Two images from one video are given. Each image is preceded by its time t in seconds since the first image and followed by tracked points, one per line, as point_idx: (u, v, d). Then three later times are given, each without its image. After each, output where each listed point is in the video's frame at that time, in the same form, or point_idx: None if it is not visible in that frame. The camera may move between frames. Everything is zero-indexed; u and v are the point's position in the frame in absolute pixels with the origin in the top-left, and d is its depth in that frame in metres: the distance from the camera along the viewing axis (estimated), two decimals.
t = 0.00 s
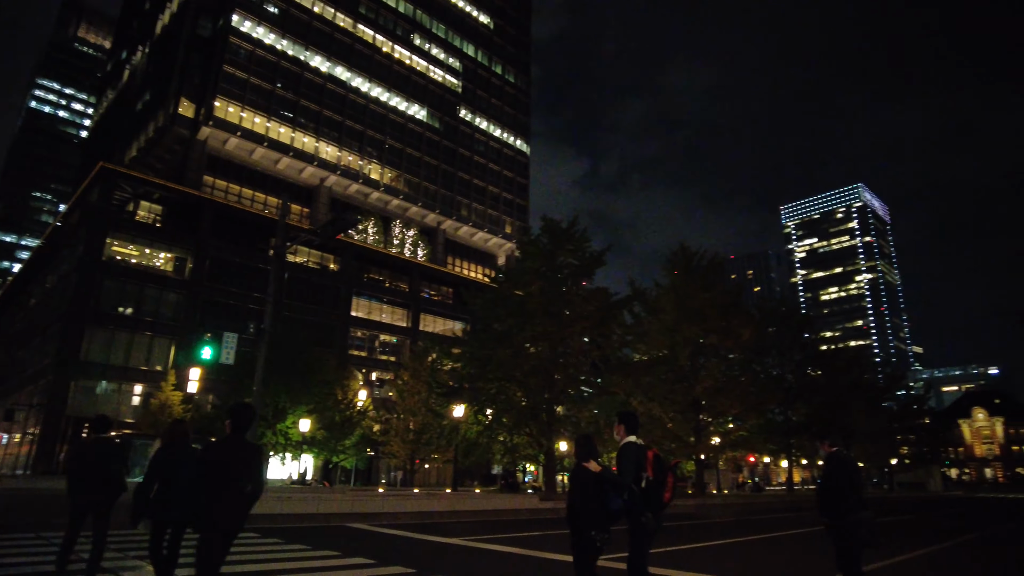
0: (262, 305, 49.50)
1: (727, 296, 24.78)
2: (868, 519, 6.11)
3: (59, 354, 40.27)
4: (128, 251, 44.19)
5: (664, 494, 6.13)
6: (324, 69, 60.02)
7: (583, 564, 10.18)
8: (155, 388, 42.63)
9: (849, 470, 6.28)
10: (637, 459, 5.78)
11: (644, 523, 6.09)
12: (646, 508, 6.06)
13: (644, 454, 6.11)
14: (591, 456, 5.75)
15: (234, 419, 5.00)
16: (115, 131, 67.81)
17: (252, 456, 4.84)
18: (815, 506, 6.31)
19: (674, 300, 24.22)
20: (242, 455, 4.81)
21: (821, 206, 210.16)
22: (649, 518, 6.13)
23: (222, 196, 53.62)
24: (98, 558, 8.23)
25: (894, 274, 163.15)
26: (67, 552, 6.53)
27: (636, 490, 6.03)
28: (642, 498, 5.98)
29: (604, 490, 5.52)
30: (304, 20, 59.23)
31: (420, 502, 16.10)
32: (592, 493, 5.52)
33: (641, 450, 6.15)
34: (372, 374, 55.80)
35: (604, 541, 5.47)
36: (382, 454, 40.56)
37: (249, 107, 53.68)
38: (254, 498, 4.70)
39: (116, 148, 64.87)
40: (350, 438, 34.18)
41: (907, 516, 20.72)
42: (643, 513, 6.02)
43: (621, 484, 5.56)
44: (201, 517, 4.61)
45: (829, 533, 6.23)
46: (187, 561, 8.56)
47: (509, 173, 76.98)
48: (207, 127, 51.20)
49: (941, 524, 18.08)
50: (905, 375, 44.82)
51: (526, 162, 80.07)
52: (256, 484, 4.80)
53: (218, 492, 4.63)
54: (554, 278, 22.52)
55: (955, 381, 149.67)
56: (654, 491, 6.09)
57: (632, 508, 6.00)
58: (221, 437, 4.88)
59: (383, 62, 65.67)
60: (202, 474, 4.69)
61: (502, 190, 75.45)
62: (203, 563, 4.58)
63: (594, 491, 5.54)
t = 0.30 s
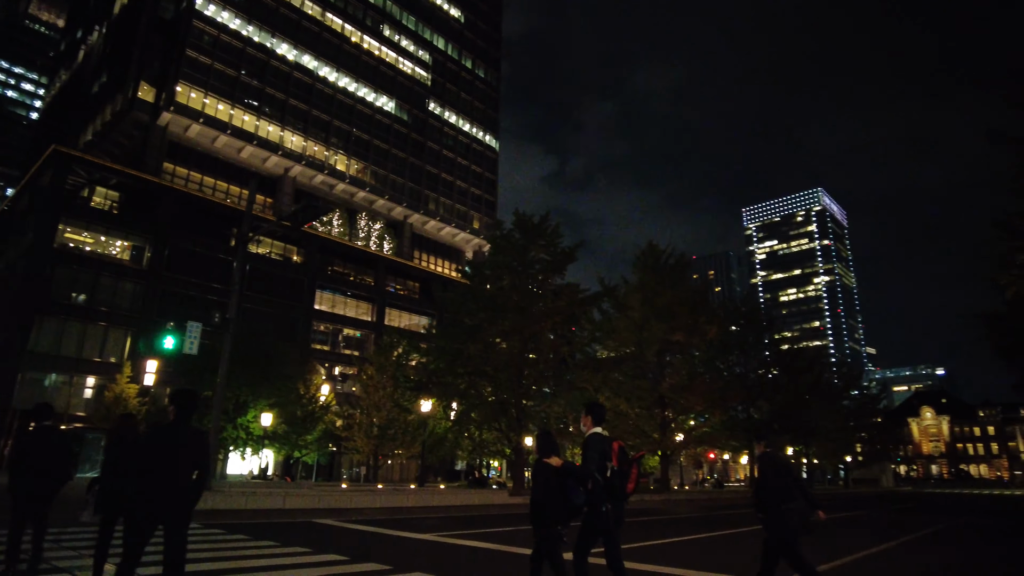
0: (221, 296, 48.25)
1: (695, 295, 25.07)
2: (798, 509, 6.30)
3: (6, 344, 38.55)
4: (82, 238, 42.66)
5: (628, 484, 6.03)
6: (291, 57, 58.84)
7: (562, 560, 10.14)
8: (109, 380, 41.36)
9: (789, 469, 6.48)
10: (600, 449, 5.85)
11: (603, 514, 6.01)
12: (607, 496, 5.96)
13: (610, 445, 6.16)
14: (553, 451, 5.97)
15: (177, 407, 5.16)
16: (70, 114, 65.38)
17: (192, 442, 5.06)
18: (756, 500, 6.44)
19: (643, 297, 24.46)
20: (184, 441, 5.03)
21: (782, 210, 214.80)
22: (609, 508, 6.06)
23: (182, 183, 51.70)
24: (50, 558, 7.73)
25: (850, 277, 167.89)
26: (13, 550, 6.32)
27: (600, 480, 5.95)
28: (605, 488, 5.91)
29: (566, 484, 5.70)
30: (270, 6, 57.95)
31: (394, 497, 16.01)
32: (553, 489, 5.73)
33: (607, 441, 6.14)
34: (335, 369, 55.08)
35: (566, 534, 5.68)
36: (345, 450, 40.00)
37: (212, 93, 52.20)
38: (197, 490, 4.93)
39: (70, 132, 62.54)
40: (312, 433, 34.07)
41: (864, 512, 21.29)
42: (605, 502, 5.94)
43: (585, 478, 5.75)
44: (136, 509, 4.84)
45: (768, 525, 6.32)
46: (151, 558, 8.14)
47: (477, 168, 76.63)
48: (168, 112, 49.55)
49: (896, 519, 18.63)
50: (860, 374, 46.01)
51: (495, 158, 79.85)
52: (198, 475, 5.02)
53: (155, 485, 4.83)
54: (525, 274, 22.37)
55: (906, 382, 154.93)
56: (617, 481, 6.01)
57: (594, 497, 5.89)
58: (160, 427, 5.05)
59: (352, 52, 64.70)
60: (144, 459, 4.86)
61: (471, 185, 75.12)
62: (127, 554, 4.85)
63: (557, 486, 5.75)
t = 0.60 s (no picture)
0: (182, 290, 47.00)
1: (664, 294, 25.23)
2: (738, 509, 6.27)
3: None
4: (35, 227, 40.91)
5: (589, 486, 5.89)
6: (258, 46, 57.54)
7: (534, 560, 10.00)
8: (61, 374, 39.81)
9: (731, 468, 6.48)
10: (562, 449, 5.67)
11: (567, 516, 5.82)
12: (568, 498, 5.81)
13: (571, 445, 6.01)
14: (515, 446, 5.77)
15: (111, 402, 4.81)
16: (22, 98, 62.75)
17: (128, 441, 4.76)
18: (697, 495, 6.37)
19: (613, 296, 24.57)
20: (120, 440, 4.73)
21: (746, 212, 218.68)
22: (571, 511, 5.87)
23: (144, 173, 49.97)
24: None
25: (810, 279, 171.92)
26: None
27: (562, 481, 5.83)
28: (566, 490, 5.76)
29: (528, 480, 5.46)
30: None
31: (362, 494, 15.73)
32: (514, 484, 5.47)
33: (569, 441, 5.98)
34: (299, 365, 54.15)
35: (527, 533, 5.44)
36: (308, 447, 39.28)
37: (175, 80, 50.70)
38: (130, 488, 4.61)
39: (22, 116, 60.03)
40: (274, 430, 33.42)
41: (827, 509, 21.66)
42: (567, 506, 5.79)
43: (546, 477, 5.53)
44: (61, 504, 4.56)
45: (707, 522, 6.25)
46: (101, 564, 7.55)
47: (447, 164, 76.10)
48: (129, 99, 47.92)
49: (859, 517, 18.97)
50: (820, 373, 47.01)
51: (465, 154, 79.41)
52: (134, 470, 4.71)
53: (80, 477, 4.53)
54: (498, 270, 22.08)
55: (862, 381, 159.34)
56: (579, 482, 5.87)
57: (556, 498, 5.73)
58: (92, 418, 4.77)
59: (322, 43, 63.57)
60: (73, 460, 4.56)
61: (440, 180, 74.56)
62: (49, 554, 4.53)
63: (521, 482, 5.50)
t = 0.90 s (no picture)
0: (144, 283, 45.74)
1: (637, 293, 25.39)
2: (680, 506, 6.74)
3: None
4: None
5: (558, 481, 5.82)
6: (227, 35, 56.30)
7: (509, 561, 9.86)
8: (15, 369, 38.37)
9: (670, 465, 6.95)
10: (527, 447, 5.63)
11: (536, 513, 5.75)
12: (538, 495, 5.75)
13: (541, 442, 5.96)
14: (480, 444, 5.97)
15: (52, 403, 4.81)
16: None
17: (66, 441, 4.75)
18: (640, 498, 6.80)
19: (587, 296, 24.65)
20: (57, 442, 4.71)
21: (713, 215, 222.07)
22: (541, 506, 5.83)
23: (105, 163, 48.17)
24: None
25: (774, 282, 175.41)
26: None
27: (532, 477, 5.78)
28: (535, 485, 5.74)
29: (490, 482, 5.66)
30: None
31: (330, 495, 15.24)
32: (476, 485, 5.66)
33: (539, 438, 5.96)
34: (265, 361, 53.23)
35: (491, 535, 5.57)
36: (274, 445, 38.57)
37: (140, 67, 49.29)
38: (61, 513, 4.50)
39: None
40: (239, 428, 32.70)
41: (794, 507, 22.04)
42: (538, 502, 5.72)
43: (511, 475, 5.63)
44: None
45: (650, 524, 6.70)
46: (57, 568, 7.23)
47: (419, 160, 75.54)
48: (90, 85, 46.39)
49: (827, 515, 19.32)
50: (784, 373, 47.91)
51: (437, 150, 78.97)
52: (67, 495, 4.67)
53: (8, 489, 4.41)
54: (475, 267, 21.91)
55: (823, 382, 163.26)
56: (549, 478, 5.82)
57: (524, 494, 5.70)
58: (38, 425, 4.72)
59: (293, 34, 62.48)
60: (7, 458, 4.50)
61: (412, 177, 73.99)
62: None
63: (482, 479, 5.69)
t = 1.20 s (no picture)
0: (115, 279, 44.70)
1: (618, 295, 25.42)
2: (637, 505, 6.73)
3: None
4: None
5: (536, 484, 5.83)
6: (204, 27, 55.25)
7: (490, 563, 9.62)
8: None
9: (629, 469, 7.06)
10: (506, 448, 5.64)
11: (513, 517, 5.68)
12: (516, 497, 5.71)
13: (519, 446, 5.97)
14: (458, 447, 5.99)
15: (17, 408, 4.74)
16: None
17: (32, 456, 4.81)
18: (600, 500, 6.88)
19: (569, 296, 24.56)
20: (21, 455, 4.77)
21: (689, 218, 224.12)
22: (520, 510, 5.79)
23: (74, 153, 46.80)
24: None
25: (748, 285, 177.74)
26: None
27: (509, 478, 5.74)
28: (513, 487, 5.68)
29: (467, 481, 5.56)
30: None
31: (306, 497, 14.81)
32: (453, 483, 5.58)
33: (518, 442, 6.00)
34: (238, 359, 52.38)
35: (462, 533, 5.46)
36: (248, 444, 37.90)
37: (113, 57, 48.11)
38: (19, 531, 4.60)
39: None
40: (212, 427, 32.04)
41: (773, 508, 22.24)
42: (517, 503, 5.69)
43: (489, 477, 5.62)
44: None
45: (613, 522, 6.70)
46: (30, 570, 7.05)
47: (398, 157, 74.97)
48: (60, 74, 45.09)
49: (805, 515, 19.52)
50: (759, 374, 48.41)
51: (416, 148, 78.43)
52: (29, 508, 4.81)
53: None
54: (458, 265, 21.76)
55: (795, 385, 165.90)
56: (527, 480, 5.81)
57: (502, 495, 5.65)
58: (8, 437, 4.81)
59: (271, 27, 61.58)
60: None
61: (391, 174, 73.40)
62: None
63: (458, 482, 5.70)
